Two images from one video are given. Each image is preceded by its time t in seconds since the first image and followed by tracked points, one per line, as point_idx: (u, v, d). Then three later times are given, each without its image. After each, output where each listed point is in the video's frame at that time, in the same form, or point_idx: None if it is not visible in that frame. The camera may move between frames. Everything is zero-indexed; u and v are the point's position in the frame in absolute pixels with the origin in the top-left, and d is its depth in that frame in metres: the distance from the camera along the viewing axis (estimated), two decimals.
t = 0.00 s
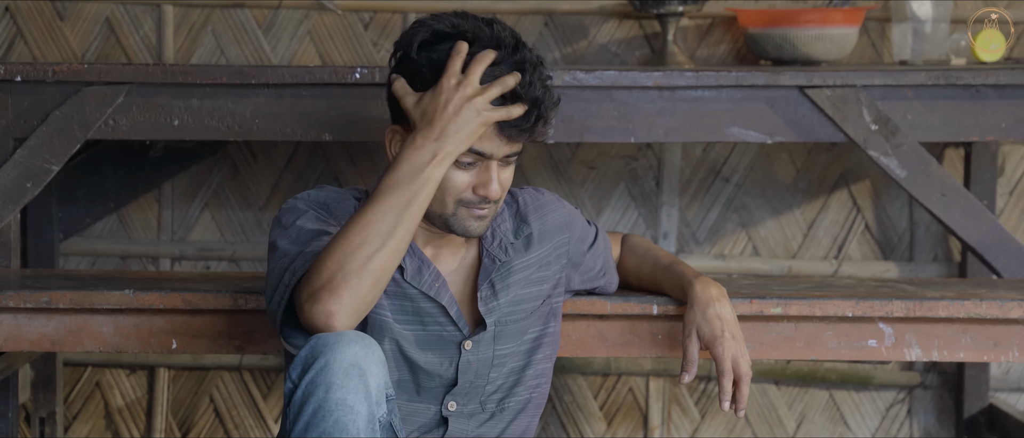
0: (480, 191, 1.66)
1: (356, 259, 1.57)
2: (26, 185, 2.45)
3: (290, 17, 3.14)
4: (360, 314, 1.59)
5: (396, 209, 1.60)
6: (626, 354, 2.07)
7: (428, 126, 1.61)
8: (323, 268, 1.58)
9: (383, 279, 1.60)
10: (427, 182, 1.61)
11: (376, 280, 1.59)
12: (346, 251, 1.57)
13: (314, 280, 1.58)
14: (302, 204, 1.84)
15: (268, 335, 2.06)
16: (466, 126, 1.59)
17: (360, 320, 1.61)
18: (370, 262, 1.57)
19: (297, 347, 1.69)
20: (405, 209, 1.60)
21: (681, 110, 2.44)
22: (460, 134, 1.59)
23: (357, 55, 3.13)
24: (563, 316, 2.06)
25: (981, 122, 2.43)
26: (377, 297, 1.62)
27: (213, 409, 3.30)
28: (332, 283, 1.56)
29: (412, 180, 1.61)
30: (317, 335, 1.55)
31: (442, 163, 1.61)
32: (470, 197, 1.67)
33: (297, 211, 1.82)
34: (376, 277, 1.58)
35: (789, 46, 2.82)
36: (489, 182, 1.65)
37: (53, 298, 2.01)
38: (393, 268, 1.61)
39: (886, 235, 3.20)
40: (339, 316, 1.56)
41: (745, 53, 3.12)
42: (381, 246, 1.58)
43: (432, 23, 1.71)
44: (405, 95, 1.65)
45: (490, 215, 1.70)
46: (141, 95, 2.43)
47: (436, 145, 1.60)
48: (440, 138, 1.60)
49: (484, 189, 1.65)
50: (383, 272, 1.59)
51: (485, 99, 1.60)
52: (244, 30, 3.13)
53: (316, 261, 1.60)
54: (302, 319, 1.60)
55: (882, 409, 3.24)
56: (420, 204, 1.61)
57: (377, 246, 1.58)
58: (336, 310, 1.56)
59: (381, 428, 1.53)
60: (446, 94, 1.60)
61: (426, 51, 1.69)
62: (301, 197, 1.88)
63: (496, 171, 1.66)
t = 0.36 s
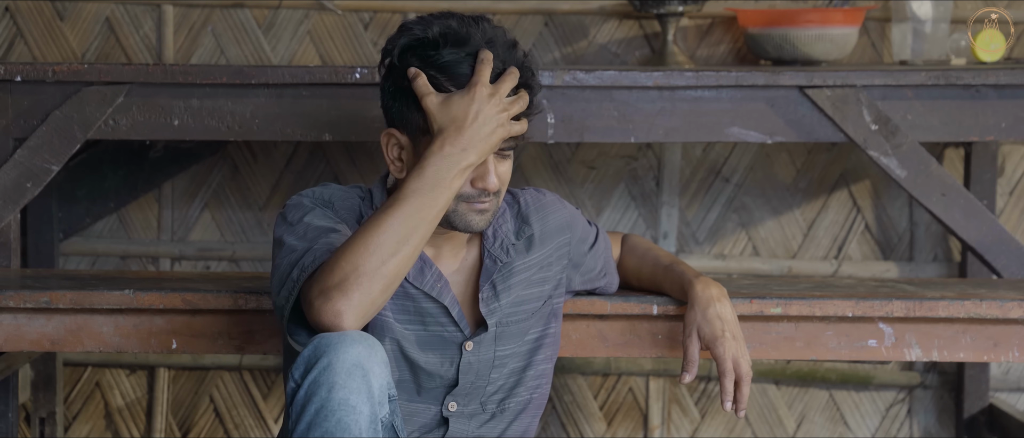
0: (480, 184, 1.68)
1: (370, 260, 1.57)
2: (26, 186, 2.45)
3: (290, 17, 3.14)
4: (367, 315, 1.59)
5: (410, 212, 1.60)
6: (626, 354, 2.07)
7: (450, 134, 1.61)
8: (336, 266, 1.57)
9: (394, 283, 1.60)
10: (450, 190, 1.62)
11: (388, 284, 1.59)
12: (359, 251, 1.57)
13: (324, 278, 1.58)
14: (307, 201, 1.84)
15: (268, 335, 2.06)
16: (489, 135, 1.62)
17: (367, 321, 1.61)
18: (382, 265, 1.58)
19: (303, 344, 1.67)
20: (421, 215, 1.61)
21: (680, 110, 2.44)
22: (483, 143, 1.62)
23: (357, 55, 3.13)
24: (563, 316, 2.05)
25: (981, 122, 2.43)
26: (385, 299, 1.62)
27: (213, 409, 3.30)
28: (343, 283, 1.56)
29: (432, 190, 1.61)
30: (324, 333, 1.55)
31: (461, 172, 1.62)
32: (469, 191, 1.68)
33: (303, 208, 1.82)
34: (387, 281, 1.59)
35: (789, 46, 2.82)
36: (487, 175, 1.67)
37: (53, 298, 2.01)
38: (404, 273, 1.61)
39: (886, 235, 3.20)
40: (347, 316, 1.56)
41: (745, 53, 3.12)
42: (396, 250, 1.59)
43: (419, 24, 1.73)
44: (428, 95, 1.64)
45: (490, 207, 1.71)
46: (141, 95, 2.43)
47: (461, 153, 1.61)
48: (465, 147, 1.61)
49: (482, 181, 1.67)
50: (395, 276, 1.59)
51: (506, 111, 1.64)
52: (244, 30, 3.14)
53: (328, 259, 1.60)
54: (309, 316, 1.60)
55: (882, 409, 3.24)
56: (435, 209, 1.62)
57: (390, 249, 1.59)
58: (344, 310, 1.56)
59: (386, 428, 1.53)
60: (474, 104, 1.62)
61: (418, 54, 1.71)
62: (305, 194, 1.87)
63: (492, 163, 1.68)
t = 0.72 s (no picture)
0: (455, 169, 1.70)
1: (370, 260, 1.57)
2: (26, 185, 2.45)
3: (290, 16, 3.14)
4: (367, 315, 1.59)
5: (411, 213, 1.61)
6: (626, 354, 2.07)
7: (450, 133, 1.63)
8: (336, 266, 1.57)
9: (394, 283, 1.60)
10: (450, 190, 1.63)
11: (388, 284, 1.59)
12: (359, 250, 1.57)
13: (325, 278, 1.58)
14: (307, 201, 1.84)
15: (268, 335, 2.06)
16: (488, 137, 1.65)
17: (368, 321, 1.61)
18: (382, 265, 1.58)
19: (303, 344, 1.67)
20: (422, 215, 1.61)
21: (680, 110, 2.44)
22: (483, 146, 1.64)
23: (357, 55, 3.13)
24: (563, 315, 2.05)
25: (981, 122, 2.43)
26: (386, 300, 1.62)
27: (213, 409, 3.30)
28: (344, 283, 1.56)
29: (433, 188, 1.62)
30: (324, 333, 1.55)
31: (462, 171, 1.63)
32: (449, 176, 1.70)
33: (303, 208, 1.82)
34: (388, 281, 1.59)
35: (789, 46, 2.82)
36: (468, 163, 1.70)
37: (53, 298, 2.01)
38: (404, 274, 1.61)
39: (886, 235, 3.20)
40: (348, 316, 1.56)
41: (745, 53, 3.12)
42: (396, 249, 1.59)
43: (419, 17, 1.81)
44: (427, 101, 1.66)
45: (469, 195, 1.73)
46: (141, 95, 2.43)
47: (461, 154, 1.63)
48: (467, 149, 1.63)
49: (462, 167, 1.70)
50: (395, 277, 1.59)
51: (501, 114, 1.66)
52: (244, 30, 3.14)
53: (329, 259, 1.60)
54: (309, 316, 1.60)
55: (882, 409, 3.24)
56: (435, 209, 1.62)
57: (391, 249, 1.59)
58: (345, 310, 1.55)
59: (387, 428, 1.53)
60: (475, 108, 1.64)
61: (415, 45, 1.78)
62: (306, 193, 1.87)
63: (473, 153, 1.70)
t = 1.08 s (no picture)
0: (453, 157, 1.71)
1: (374, 258, 1.57)
2: (26, 186, 2.45)
3: (290, 16, 3.14)
4: (377, 314, 1.59)
5: (412, 208, 1.61)
6: (626, 354, 2.07)
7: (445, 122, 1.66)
8: (341, 265, 1.58)
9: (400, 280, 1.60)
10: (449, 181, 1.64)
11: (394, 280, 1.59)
12: (363, 250, 1.58)
13: (331, 280, 1.58)
14: (310, 201, 1.85)
15: (268, 335, 2.06)
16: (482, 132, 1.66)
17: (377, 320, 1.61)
18: (386, 263, 1.58)
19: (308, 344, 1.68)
20: (424, 210, 1.61)
21: (680, 110, 2.44)
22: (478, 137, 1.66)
23: (357, 55, 3.13)
24: (563, 316, 2.05)
25: (981, 122, 2.43)
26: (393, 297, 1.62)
27: (213, 409, 3.30)
28: (350, 283, 1.56)
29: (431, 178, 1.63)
30: (327, 332, 1.55)
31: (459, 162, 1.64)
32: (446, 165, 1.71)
33: (306, 209, 1.82)
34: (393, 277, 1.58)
35: (789, 46, 2.82)
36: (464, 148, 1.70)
37: (53, 298, 2.01)
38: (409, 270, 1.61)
39: (886, 235, 3.20)
40: (357, 316, 1.56)
41: (745, 53, 3.12)
42: (398, 246, 1.59)
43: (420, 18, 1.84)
44: (420, 104, 1.71)
45: (471, 183, 1.73)
46: (141, 95, 2.43)
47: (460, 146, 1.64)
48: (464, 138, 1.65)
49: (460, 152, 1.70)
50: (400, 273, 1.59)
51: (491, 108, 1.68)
52: (244, 30, 3.14)
53: (334, 259, 1.60)
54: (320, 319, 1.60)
55: (882, 409, 3.24)
56: (435, 203, 1.62)
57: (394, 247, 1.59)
58: (353, 311, 1.56)
59: (388, 429, 1.53)
60: (467, 102, 1.67)
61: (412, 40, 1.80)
62: (308, 194, 1.88)
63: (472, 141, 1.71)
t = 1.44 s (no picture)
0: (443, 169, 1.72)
1: (366, 260, 1.57)
2: (26, 186, 2.45)
3: (290, 16, 3.14)
4: (373, 316, 1.59)
5: (404, 210, 1.61)
6: (626, 354, 2.07)
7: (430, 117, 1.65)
8: (335, 269, 1.58)
9: (394, 280, 1.60)
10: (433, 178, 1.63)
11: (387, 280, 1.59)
12: (355, 253, 1.58)
13: (326, 286, 1.59)
14: (306, 203, 1.85)
15: (268, 335, 2.06)
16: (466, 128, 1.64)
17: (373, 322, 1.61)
18: (378, 265, 1.58)
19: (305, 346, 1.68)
20: (416, 209, 1.61)
21: (680, 110, 2.44)
22: (465, 131, 1.64)
23: (357, 55, 3.13)
24: (563, 315, 2.05)
25: (981, 122, 2.43)
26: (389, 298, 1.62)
27: (213, 409, 3.30)
28: (344, 287, 1.56)
29: (417, 176, 1.62)
30: (324, 334, 1.55)
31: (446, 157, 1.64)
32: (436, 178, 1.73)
33: (302, 210, 1.82)
34: (386, 277, 1.59)
35: (789, 46, 2.82)
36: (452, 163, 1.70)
37: (53, 298, 2.01)
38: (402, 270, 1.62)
39: (886, 235, 3.20)
40: (352, 320, 1.56)
41: (745, 53, 3.12)
42: (390, 247, 1.59)
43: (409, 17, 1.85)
44: (407, 97, 1.70)
45: (462, 196, 1.74)
46: (141, 95, 2.43)
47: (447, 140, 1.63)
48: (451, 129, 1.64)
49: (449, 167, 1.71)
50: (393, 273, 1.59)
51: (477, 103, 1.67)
52: (244, 30, 3.13)
53: (327, 264, 1.60)
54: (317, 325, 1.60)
55: (882, 409, 3.24)
56: (425, 202, 1.62)
57: (385, 247, 1.59)
58: (348, 315, 1.56)
59: (387, 429, 1.53)
60: (453, 93, 1.66)
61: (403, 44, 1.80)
62: (305, 195, 1.88)
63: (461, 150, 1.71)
